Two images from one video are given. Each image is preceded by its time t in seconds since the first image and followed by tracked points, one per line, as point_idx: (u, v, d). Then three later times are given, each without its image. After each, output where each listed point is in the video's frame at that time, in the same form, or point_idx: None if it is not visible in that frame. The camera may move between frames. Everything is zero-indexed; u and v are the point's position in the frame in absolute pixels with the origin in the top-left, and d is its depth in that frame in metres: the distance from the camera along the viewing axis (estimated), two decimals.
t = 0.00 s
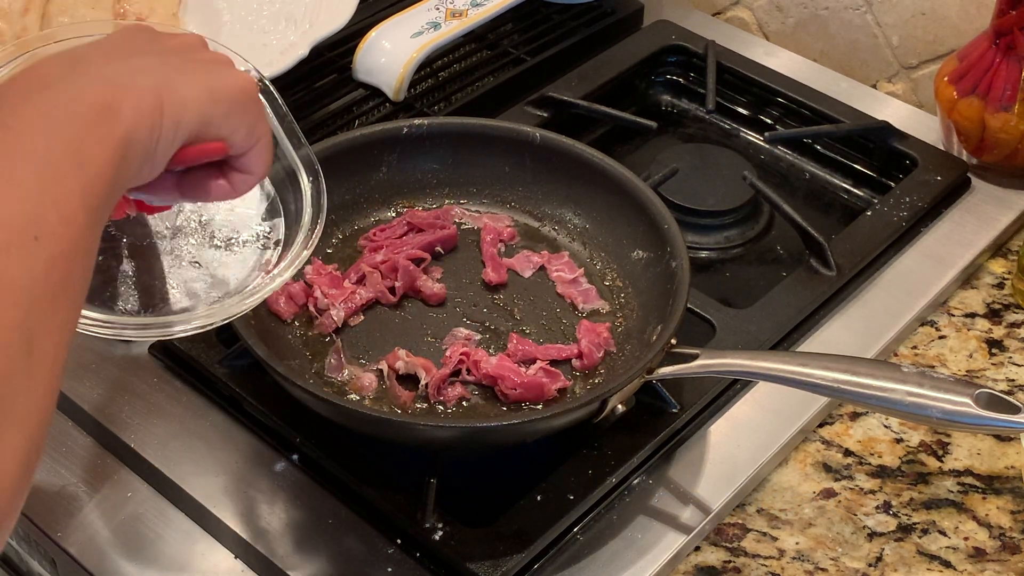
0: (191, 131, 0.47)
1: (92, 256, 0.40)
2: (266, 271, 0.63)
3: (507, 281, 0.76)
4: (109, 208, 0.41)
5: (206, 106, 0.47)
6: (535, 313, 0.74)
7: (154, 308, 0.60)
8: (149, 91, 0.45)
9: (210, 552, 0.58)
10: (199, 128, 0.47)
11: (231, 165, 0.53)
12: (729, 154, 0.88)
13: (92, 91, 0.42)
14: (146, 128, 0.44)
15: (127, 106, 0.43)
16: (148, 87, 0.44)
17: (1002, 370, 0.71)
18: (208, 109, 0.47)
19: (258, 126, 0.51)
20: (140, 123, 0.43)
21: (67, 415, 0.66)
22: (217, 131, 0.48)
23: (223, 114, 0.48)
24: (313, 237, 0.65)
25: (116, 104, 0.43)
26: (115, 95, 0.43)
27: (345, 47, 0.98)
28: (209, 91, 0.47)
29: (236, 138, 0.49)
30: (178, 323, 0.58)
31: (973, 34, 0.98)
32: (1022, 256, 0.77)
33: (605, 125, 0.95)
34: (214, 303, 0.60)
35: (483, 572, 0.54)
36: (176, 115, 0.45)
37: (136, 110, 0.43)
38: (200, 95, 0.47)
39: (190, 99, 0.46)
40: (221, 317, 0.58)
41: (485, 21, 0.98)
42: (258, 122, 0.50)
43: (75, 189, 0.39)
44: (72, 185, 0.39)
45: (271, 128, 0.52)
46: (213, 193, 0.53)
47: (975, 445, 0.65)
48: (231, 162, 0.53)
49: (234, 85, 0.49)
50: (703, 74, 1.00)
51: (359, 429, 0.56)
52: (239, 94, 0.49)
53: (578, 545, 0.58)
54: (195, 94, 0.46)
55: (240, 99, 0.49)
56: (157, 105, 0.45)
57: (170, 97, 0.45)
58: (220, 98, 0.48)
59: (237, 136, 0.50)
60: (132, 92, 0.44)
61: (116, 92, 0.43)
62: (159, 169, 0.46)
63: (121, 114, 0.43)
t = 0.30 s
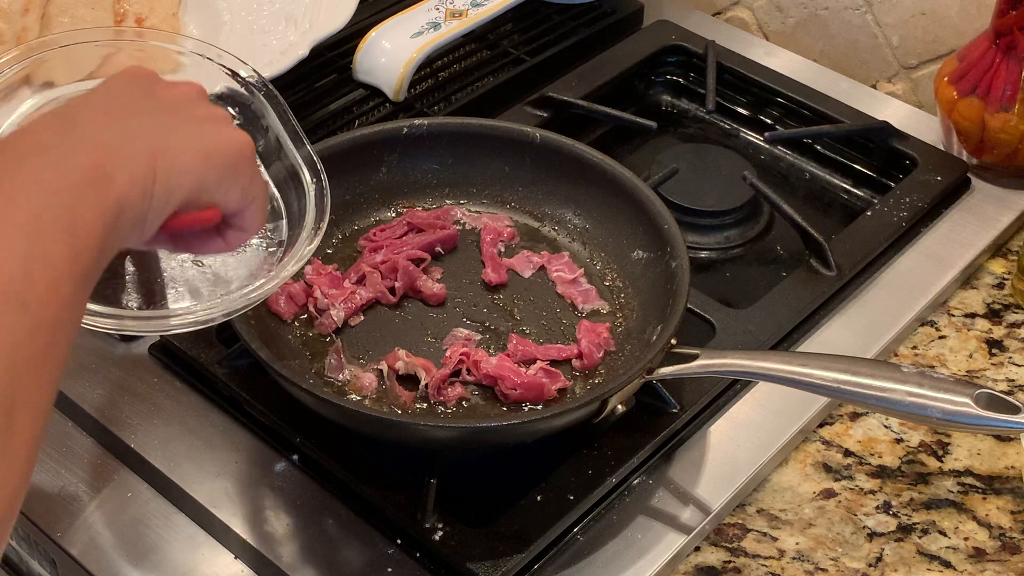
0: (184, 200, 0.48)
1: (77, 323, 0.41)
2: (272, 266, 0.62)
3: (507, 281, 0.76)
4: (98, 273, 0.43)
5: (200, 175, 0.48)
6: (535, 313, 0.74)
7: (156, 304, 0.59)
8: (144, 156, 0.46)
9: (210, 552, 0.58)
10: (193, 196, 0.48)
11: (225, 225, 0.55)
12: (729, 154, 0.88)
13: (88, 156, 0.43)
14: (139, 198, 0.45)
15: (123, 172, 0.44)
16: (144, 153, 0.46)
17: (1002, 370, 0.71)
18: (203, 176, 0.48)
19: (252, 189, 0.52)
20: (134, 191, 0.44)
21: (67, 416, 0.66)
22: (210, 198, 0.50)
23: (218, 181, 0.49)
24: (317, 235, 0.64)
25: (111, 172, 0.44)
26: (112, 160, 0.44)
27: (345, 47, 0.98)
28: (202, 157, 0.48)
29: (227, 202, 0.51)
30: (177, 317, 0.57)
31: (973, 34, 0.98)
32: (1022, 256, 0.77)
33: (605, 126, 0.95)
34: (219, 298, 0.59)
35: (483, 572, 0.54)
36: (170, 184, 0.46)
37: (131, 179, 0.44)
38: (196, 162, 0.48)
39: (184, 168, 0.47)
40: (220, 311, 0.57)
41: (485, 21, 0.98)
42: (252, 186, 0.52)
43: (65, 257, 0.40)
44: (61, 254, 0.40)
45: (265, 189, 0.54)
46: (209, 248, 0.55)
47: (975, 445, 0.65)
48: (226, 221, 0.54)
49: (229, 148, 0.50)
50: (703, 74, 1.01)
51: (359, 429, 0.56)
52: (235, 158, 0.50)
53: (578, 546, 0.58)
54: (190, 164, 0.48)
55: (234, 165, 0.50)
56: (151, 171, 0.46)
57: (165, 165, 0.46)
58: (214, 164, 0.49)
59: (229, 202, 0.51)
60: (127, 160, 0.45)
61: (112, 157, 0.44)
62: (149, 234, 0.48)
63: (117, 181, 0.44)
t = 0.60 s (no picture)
0: (218, 285, 0.46)
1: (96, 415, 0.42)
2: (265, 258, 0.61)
3: (507, 281, 0.76)
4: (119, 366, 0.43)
5: (239, 259, 0.46)
6: (535, 313, 0.74)
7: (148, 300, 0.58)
8: (176, 246, 0.44)
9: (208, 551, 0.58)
10: (227, 279, 0.46)
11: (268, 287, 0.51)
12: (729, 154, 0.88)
13: (114, 250, 0.42)
14: (169, 293, 0.44)
15: (151, 266, 0.43)
16: (174, 245, 0.44)
17: (1002, 370, 0.71)
18: (236, 259, 0.46)
19: (294, 256, 0.49)
20: (166, 283, 0.43)
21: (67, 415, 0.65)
22: (246, 279, 0.47)
23: (254, 259, 0.47)
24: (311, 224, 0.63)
25: (142, 267, 0.43)
26: (145, 254, 0.43)
27: (345, 47, 0.98)
28: (242, 241, 0.46)
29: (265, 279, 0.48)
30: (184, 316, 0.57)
31: (973, 34, 0.98)
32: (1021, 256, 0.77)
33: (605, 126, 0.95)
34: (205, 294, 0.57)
35: (483, 572, 0.54)
36: (203, 274, 0.45)
37: (163, 274, 0.43)
38: (235, 246, 0.46)
39: (220, 257, 0.45)
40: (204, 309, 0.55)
41: (485, 21, 0.98)
42: (294, 255, 0.49)
43: (86, 364, 0.40)
44: (81, 360, 0.40)
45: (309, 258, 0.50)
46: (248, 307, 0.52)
47: (975, 445, 0.65)
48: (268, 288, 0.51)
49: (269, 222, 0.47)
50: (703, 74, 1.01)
51: (359, 429, 0.56)
52: (273, 233, 0.47)
53: (578, 545, 0.58)
54: (228, 249, 0.46)
55: (277, 243, 0.47)
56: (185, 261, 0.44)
57: (199, 254, 0.45)
58: (251, 244, 0.46)
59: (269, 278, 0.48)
60: (161, 249, 0.43)
61: (138, 250, 0.43)
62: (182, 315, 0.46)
63: (148, 276, 0.43)
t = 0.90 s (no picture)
0: (353, 419, 0.48)
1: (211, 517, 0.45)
2: (184, 250, 0.68)
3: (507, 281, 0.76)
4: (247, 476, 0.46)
5: (370, 396, 0.48)
6: (535, 313, 0.74)
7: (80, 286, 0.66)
8: (319, 376, 0.48)
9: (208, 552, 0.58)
10: (362, 417, 0.48)
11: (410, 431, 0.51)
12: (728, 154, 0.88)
13: (267, 367, 0.47)
14: (303, 417, 0.47)
15: (294, 390, 0.47)
16: (317, 376, 0.48)
17: (1002, 370, 0.71)
18: (369, 398, 0.48)
19: (431, 406, 0.49)
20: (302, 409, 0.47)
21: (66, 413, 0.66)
22: (381, 418, 0.49)
23: (386, 402, 0.48)
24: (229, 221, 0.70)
25: (286, 389, 0.46)
26: (292, 378, 0.47)
27: (345, 47, 0.98)
28: (379, 378, 0.48)
29: (400, 421, 0.49)
30: (99, 300, 0.64)
31: (973, 34, 0.98)
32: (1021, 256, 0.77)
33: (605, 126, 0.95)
34: (132, 283, 0.66)
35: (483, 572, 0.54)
36: (338, 405, 0.48)
37: (302, 398, 0.47)
38: (370, 382, 0.48)
39: (355, 391, 0.48)
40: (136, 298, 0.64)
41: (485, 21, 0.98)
42: (431, 403, 0.49)
43: (215, 463, 0.44)
44: (209, 458, 0.44)
45: (450, 409, 0.51)
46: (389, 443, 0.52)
47: (975, 445, 0.65)
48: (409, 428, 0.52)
49: (411, 372, 0.49)
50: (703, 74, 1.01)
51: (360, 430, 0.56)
52: (411, 380, 0.48)
53: (578, 545, 0.58)
54: (365, 386, 0.48)
55: (414, 387, 0.48)
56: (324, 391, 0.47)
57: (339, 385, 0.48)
58: (385, 389, 0.48)
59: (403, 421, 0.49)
60: (305, 376, 0.47)
61: (287, 375, 0.47)
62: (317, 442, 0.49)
63: (288, 400, 0.46)
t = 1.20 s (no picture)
0: (290, 345, 0.50)
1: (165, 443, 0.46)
2: (107, 224, 0.74)
3: (507, 281, 0.76)
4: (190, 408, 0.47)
5: (308, 324, 0.49)
6: (535, 313, 0.74)
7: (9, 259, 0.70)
8: (255, 304, 0.49)
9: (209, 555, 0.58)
10: (299, 343, 0.50)
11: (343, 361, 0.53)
12: (728, 154, 0.88)
13: (203, 298, 0.47)
14: (243, 343, 0.48)
15: (232, 318, 0.48)
16: (253, 304, 0.49)
17: (1002, 370, 0.70)
18: (306, 328, 0.49)
19: (364, 334, 0.51)
20: (241, 337, 0.48)
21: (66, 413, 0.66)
22: (318, 345, 0.50)
23: (323, 331, 0.50)
24: (148, 195, 0.75)
25: (225, 317, 0.47)
26: (228, 305, 0.48)
27: (345, 47, 0.98)
28: (314, 305, 0.50)
29: (336, 348, 0.51)
30: (20, 275, 0.69)
31: (973, 34, 0.98)
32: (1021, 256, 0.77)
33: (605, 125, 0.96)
34: (58, 255, 0.71)
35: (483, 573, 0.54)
36: (275, 331, 0.49)
37: (241, 325, 0.48)
38: (306, 309, 0.49)
39: (292, 319, 0.49)
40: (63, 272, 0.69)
41: (485, 21, 0.98)
42: (364, 332, 0.51)
43: (164, 392, 0.45)
44: (160, 387, 0.45)
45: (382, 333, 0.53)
46: (322, 373, 0.54)
47: (975, 445, 0.65)
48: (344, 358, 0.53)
49: (344, 302, 0.50)
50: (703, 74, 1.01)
51: (360, 430, 0.56)
52: (348, 309, 0.50)
53: (578, 545, 0.58)
54: (300, 313, 0.49)
55: (350, 313, 0.50)
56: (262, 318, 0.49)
57: (275, 313, 0.49)
58: (321, 316, 0.49)
59: (339, 347, 0.51)
60: (241, 304, 0.48)
61: (224, 306, 0.48)
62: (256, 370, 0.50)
63: (227, 327, 0.47)
